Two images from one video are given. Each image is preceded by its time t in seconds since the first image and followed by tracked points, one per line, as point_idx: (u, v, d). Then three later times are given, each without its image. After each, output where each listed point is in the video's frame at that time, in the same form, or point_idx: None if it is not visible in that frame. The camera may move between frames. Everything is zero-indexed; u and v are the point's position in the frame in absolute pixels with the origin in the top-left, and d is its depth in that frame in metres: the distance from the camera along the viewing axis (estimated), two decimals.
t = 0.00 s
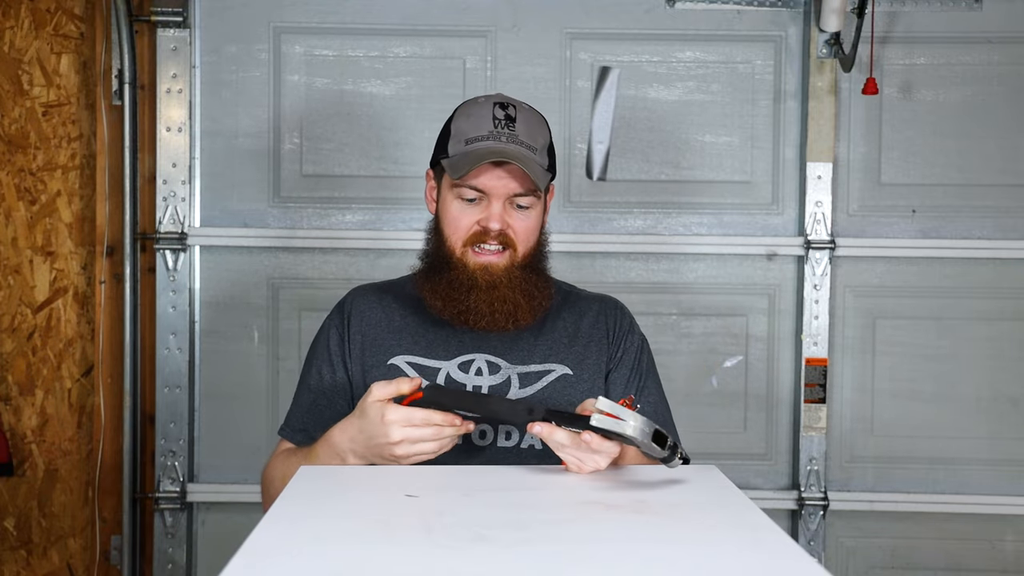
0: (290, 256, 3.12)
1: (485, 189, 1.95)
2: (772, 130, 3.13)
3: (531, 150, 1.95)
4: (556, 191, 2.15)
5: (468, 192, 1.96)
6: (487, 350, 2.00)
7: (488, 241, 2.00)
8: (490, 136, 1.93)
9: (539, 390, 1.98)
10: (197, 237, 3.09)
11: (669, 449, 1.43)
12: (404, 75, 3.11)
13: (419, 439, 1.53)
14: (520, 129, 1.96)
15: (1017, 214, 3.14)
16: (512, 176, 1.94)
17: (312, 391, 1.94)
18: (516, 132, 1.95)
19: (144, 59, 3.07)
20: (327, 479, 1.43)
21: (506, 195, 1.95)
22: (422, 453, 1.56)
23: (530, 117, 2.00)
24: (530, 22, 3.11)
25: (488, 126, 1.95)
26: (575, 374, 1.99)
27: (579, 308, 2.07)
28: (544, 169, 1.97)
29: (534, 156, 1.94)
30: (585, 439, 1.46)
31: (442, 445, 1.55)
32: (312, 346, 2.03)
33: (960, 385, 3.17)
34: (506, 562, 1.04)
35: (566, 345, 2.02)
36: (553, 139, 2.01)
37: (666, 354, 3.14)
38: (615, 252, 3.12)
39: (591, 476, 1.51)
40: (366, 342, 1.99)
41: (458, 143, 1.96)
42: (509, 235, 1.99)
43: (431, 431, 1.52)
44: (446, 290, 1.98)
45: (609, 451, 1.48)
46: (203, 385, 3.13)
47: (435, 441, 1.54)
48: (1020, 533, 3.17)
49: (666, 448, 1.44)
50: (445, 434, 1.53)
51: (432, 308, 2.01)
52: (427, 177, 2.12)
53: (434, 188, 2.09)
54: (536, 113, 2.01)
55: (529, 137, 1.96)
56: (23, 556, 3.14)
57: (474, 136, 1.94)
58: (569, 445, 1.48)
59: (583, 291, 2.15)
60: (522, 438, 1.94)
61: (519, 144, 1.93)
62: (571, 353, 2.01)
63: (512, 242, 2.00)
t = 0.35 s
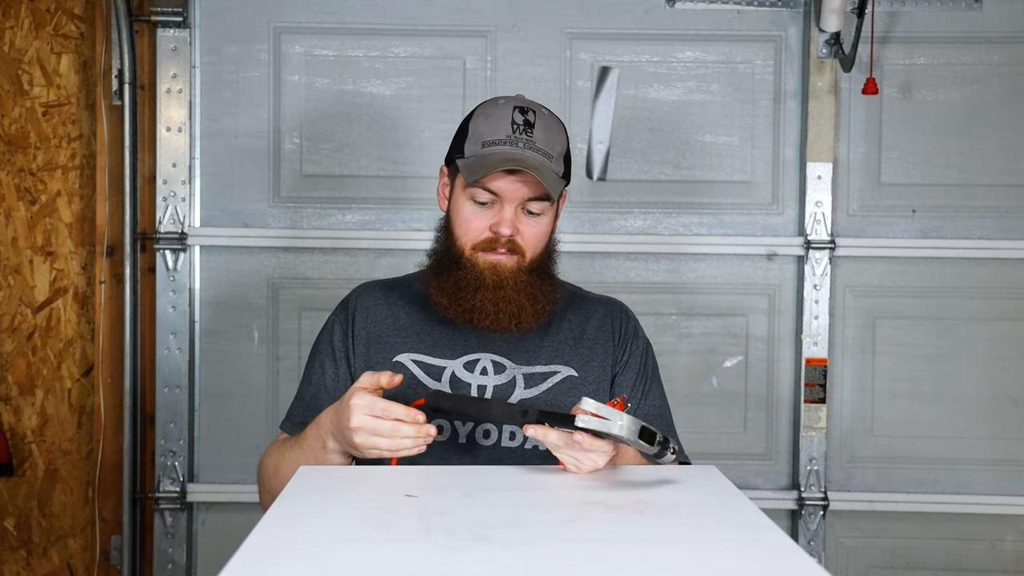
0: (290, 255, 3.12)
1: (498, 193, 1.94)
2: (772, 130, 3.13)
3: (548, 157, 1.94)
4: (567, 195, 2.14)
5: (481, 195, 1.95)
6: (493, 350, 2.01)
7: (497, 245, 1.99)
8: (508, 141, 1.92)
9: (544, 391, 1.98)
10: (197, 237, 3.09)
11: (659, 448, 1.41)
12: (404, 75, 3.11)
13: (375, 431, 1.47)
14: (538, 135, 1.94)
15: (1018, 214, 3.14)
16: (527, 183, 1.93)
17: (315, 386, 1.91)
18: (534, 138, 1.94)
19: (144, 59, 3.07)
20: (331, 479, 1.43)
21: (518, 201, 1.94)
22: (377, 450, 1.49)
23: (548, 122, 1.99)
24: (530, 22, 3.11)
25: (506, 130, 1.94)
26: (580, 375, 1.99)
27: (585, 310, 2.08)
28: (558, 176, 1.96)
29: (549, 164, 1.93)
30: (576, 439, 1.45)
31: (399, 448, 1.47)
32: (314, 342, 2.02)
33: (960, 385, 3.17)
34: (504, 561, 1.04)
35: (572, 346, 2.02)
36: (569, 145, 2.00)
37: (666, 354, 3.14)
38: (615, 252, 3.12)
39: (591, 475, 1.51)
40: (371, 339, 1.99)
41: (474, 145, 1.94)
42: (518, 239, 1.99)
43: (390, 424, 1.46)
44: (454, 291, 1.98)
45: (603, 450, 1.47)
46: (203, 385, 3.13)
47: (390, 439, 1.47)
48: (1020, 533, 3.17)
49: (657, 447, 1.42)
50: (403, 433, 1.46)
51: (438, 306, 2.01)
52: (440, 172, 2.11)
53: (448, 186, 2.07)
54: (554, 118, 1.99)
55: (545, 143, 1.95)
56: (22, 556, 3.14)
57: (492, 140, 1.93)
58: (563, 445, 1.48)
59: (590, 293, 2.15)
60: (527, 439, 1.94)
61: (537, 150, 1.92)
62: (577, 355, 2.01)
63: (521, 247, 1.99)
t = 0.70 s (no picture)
0: (290, 255, 3.12)
1: (481, 190, 1.96)
2: (772, 130, 3.13)
3: (530, 154, 1.95)
4: (560, 196, 2.15)
5: (464, 192, 1.97)
6: (494, 348, 2.01)
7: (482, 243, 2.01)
8: (489, 138, 1.94)
9: (544, 388, 1.98)
10: (197, 237, 3.09)
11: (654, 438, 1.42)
12: (404, 75, 3.11)
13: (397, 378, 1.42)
14: (521, 133, 1.95)
15: (1018, 214, 3.14)
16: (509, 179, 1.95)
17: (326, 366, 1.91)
18: (517, 135, 1.95)
19: (144, 59, 3.07)
20: (335, 479, 1.43)
21: (501, 197, 1.96)
22: (397, 399, 1.43)
23: (534, 120, 1.99)
24: (530, 22, 3.11)
25: (488, 128, 1.95)
26: (581, 373, 1.98)
27: (585, 309, 2.08)
28: (544, 174, 1.97)
29: (531, 161, 1.95)
30: (575, 438, 1.45)
31: (425, 395, 1.41)
32: (321, 327, 2.00)
33: (960, 385, 3.17)
34: (505, 561, 1.03)
35: (572, 344, 2.02)
36: (556, 143, 2.01)
37: (666, 354, 3.14)
38: (615, 252, 3.12)
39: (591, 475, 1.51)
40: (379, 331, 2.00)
41: (459, 144, 1.98)
42: (503, 237, 2.00)
43: (419, 371, 1.41)
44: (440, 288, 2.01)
45: (602, 446, 1.47)
46: (203, 385, 3.13)
47: (412, 386, 1.41)
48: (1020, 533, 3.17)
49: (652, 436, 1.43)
50: (431, 381, 1.41)
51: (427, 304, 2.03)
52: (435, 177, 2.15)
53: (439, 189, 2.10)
54: (541, 116, 2.00)
55: (529, 141, 1.96)
56: (22, 556, 3.14)
57: (473, 137, 1.95)
58: (562, 445, 1.48)
59: (589, 293, 2.15)
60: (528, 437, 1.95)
61: (518, 148, 1.93)
62: (577, 353, 2.00)
63: (506, 245, 2.00)
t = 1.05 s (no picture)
0: (290, 256, 3.12)
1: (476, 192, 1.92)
2: (772, 130, 3.13)
3: (522, 153, 1.94)
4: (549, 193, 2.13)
5: (459, 195, 1.93)
6: (487, 348, 2.01)
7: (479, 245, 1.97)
8: (480, 140, 1.92)
9: (538, 387, 1.97)
10: (197, 237, 3.09)
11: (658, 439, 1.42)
12: (404, 75, 3.11)
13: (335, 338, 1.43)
14: (512, 132, 1.94)
15: (1018, 214, 3.14)
16: (504, 180, 1.91)
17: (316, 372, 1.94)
18: (508, 135, 1.94)
19: (144, 59, 3.06)
20: (334, 478, 1.44)
21: (496, 199, 1.93)
22: (348, 350, 1.45)
23: (522, 120, 1.98)
24: (530, 22, 3.11)
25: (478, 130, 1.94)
26: (574, 371, 1.98)
27: (576, 307, 2.08)
28: (535, 172, 1.95)
29: (523, 160, 1.92)
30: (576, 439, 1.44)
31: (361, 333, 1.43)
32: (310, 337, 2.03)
33: (960, 385, 3.16)
34: (504, 561, 1.03)
35: (564, 342, 2.02)
36: (544, 141, 2.00)
37: (666, 354, 3.14)
38: (615, 252, 3.12)
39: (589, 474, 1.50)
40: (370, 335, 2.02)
41: (450, 147, 1.95)
42: (500, 238, 1.97)
43: (342, 327, 1.42)
44: (439, 293, 1.97)
45: (602, 447, 1.46)
46: (203, 385, 3.13)
47: (346, 330, 1.42)
48: (1020, 533, 3.17)
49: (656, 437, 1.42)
50: (355, 321, 1.42)
51: (428, 308, 2.01)
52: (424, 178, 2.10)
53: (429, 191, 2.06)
54: (528, 115, 1.99)
55: (520, 140, 1.95)
56: (22, 556, 3.14)
57: (466, 140, 1.93)
58: (562, 446, 1.47)
59: (579, 291, 2.16)
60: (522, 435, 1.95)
61: (510, 148, 1.92)
62: (569, 351, 2.01)
63: (504, 246, 1.97)
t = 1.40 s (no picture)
0: (291, 256, 3.12)
1: (476, 181, 1.98)
2: (772, 130, 3.13)
3: (518, 141, 2.00)
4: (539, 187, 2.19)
5: (459, 186, 1.99)
6: (481, 350, 2.01)
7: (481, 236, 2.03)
8: (477, 130, 1.96)
9: (533, 388, 1.97)
10: (197, 237, 3.09)
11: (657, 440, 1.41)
12: (404, 75, 3.11)
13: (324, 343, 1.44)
14: (505, 122, 2.00)
15: (1018, 214, 3.14)
16: (503, 168, 1.98)
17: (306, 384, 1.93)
18: (502, 125, 1.99)
19: (144, 59, 3.06)
20: (336, 478, 1.44)
21: (497, 188, 1.99)
22: (335, 352, 1.45)
23: (513, 112, 2.04)
24: (530, 22, 3.11)
25: (474, 120, 1.99)
26: (569, 370, 1.98)
27: (570, 306, 2.08)
28: (531, 161, 2.02)
29: (521, 148, 1.99)
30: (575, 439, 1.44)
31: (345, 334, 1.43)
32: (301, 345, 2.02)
33: (960, 386, 3.17)
34: (504, 561, 1.03)
35: (559, 342, 2.02)
36: (535, 132, 2.07)
37: (666, 354, 3.14)
38: (615, 252, 3.12)
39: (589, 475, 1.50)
40: (361, 340, 2.01)
41: (446, 140, 1.99)
42: (500, 228, 2.02)
43: (325, 331, 1.42)
44: (442, 289, 2.00)
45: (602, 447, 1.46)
46: (203, 385, 3.13)
47: (330, 332, 1.43)
48: (1020, 533, 3.17)
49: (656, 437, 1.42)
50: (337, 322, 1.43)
51: (432, 308, 2.03)
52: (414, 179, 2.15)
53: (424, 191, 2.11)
54: (519, 107, 2.05)
55: (514, 129, 2.00)
56: (23, 556, 3.14)
57: (462, 131, 1.97)
58: (562, 446, 1.47)
59: (573, 290, 2.15)
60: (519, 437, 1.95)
61: (506, 136, 1.97)
62: (563, 350, 2.00)
63: (504, 235, 2.03)
